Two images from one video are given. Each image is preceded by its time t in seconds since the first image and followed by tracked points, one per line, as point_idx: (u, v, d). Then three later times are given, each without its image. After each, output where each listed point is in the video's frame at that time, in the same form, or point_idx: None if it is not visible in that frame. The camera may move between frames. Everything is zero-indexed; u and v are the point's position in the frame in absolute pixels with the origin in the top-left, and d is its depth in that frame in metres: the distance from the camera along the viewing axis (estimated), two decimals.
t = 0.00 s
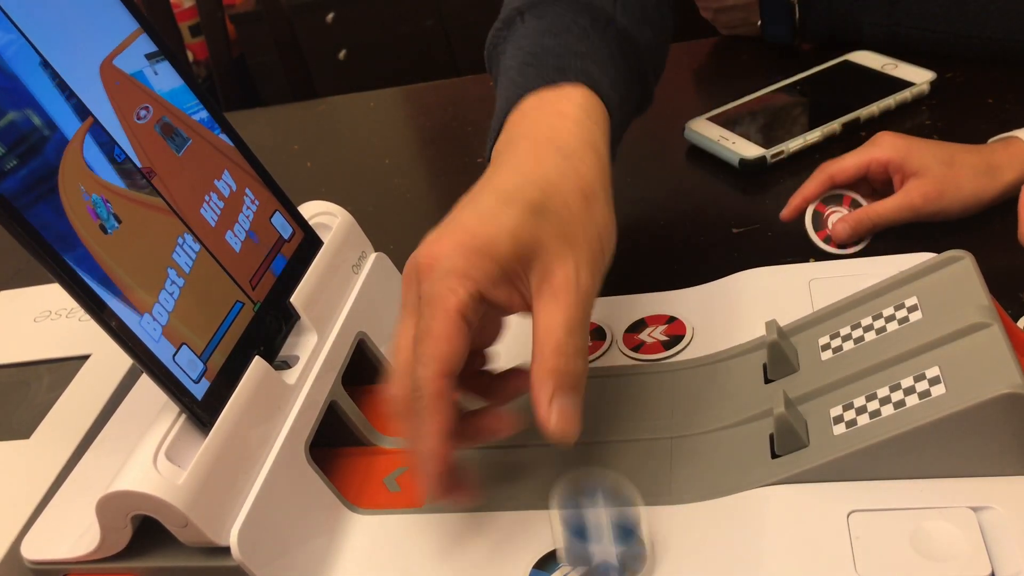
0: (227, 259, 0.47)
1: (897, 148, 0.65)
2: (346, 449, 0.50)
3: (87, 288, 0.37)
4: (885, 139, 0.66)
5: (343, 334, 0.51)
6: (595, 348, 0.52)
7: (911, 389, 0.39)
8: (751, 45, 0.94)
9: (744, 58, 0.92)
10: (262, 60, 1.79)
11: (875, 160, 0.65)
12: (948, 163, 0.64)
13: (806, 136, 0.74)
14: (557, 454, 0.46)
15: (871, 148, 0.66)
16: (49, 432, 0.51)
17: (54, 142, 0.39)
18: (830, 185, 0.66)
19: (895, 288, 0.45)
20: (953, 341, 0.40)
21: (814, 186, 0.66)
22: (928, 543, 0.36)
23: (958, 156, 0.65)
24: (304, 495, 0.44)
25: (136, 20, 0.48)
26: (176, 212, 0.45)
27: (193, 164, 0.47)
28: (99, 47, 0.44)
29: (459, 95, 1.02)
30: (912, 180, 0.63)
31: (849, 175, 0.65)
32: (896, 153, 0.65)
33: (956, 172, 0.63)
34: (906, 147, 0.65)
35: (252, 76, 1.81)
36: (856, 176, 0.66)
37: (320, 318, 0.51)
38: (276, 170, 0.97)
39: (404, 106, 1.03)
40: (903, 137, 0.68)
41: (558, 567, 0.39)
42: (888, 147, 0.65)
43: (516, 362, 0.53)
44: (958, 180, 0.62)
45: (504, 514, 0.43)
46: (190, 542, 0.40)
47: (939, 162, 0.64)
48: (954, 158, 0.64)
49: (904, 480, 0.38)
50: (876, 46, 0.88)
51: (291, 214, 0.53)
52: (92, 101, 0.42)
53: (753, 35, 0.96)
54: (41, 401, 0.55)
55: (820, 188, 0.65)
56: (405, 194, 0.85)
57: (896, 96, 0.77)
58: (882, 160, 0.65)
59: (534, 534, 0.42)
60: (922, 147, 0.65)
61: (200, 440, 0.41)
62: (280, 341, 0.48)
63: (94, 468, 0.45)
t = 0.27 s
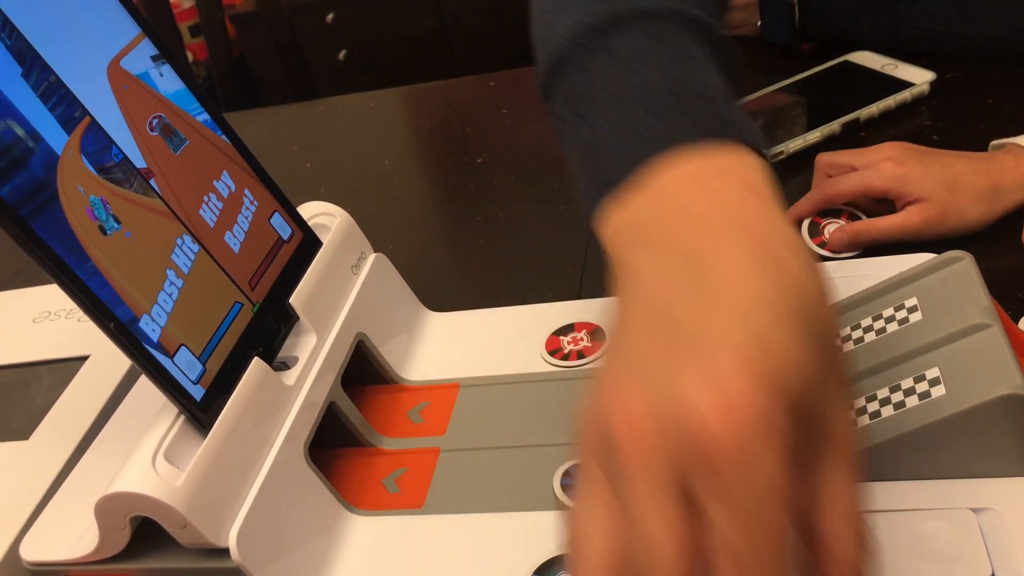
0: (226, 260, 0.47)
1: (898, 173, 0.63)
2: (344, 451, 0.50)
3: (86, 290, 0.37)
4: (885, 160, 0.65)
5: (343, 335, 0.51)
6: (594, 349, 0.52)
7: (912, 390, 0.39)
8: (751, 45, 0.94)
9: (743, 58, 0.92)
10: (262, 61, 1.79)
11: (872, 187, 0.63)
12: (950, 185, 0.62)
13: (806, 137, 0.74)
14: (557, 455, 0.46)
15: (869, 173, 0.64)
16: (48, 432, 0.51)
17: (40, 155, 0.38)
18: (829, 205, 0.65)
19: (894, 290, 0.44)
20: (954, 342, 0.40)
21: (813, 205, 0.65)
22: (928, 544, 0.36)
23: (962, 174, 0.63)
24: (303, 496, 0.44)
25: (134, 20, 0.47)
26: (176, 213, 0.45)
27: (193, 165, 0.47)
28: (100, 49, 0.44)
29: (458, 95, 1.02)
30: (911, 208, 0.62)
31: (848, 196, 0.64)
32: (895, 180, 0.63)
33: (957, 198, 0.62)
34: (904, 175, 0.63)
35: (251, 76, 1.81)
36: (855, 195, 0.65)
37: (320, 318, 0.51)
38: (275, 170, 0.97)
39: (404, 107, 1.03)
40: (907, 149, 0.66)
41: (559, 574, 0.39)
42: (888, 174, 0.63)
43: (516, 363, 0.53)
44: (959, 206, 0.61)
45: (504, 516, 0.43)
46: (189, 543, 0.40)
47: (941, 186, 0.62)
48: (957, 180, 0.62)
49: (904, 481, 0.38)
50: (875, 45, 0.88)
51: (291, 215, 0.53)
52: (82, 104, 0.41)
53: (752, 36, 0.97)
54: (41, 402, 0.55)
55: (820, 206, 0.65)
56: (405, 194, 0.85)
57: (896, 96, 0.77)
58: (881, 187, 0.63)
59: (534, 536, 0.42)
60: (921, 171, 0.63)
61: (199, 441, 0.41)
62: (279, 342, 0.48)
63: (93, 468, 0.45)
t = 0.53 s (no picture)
0: (228, 258, 0.47)
1: (898, 171, 0.64)
2: (347, 449, 0.50)
3: (89, 288, 0.37)
4: (887, 159, 0.66)
5: (344, 334, 0.51)
6: (596, 347, 0.52)
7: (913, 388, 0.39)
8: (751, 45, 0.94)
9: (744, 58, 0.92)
10: (263, 61, 1.79)
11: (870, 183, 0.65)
12: (951, 184, 0.63)
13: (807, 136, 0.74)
14: (558, 452, 0.46)
15: (869, 169, 0.66)
16: (50, 431, 0.51)
17: (25, 167, 0.37)
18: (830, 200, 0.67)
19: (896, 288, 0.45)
20: (955, 339, 0.40)
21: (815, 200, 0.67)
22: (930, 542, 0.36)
23: (963, 174, 0.64)
24: (305, 494, 0.44)
25: (135, 20, 0.47)
26: (178, 211, 0.45)
27: (194, 164, 0.47)
28: (101, 49, 0.44)
29: (458, 95, 1.02)
30: (911, 205, 0.63)
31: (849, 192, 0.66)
32: (895, 178, 0.64)
33: (956, 197, 0.62)
34: (905, 173, 0.64)
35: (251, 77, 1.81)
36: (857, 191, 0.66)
37: (321, 317, 0.50)
38: (276, 170, 0.97)
39: (405, 106, 1.03)
40: (910, 149, 0.67)
41: (561, 572, 0.39)
42: (887, 172, 0.65)
43: (517, 361, 0.53)
44: (959, 204, 0.62)
45: (505, 513, 0.43)
46: (191, 541, 0.39)
47: (942, 184, 0.63)
48: (958, 180, 0.63)
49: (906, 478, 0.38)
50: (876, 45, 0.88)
51: (292, 214, 0.53)
52: (70, 112, 0.40)
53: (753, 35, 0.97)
54: (43, 401, 0.55)
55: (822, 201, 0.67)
56: (406, 194, 0.85)
57: (896, 95, 0.77)
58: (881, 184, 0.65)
59: (535, 534, 0.42)
60: (923, 169, 0.64)
61: (201, 439, 0.41)
62: (280, 341, 0.48)
63: (95, 467, 0.45)
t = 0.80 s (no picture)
0: (229, 258, 0.47)
1: (896, 169, 0.64)
2: (347, 449, 0.50)
3: (90, 287, 0.37)
4: (887, 154, 0.65)
5: (345, 334, 0.51)
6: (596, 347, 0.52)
7: (912, 388, 0.39)
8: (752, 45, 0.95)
9: (745, 58, 0.92)
10: (263, 61, 1.79)
11: (872, 180, 0.64)
12: (951, 182, 0.62)
13: (808, 135, 0.74)
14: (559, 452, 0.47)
15: (869, 165, 0.65)
16: (50, 431, 0.51)
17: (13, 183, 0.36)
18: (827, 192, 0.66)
19: (896, 288, 0.45)
20: (954, 339, 0.40)
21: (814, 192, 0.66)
22: (929, 542, 0.36)
23: (965, 172, 0.63)
24: (305, 493, 0.44)
25: (137, 22, 0.48)
26: (179, 211, 0.45)
27: (195, 164, 0.48)
28: (102, 50, 0.44)
29: (459, 95, 1.02)
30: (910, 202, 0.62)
31: (847, 185, 0.65)
32: (894, 176, 0.63)
33: (955, 196, 0.61)
34: (906, 170, 0.63)
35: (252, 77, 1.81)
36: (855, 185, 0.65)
37: (322, 317, 0.51)
38: (276, 170, 0.97)
39: (405, 106, 1.03)
40: (912, 146, 0.66)
41: (561, 571, 0.39)
42: (886, 169, 0.64)
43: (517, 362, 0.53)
44: (957, 203, 0.61)
45: (506, 513, 0.43)
46: (192, 541, 0.40)
47: (941, 181, 0.62)
48: (959, 178, 0.62)
49: (906, 478, 0.38)
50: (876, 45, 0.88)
51: (292, 214, 0.53)
52: (58, 123, 0.40)
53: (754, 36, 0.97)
54: (44, 401, 0.55)
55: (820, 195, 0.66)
56: (406, 194, 0.85)
57: (897, 95, 0.77)
58: (879, 180, 0.64)
59: (536, 534, 0.42)
60: (925, 168, 0.63)
61: (202, 439, 0.41)
62: (281, 340, 0.49)
63: (97, 467, 0.45)
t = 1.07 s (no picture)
0: (229, 258, 0.47)
1: (914, 153, 0.64)
2: (347, 449, 0.50)
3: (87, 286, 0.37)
4: (905, 140, 0.65)
5: (344, 334, 0.52)
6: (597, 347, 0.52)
7: (912, 388, 0.39)
8: (752, 45, 0.95)
9: (744, 58, 0.92)
10: (263, 61, 1.79)
11: (889, 162, 0.65)
12: (966, 173, 0.62)
13: (806, 135, 0.74)
14: (559, 453, 0.46)
15: (887, 147, 0.65)
16: (51, 431, 0.51)
17: None
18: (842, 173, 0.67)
19: (896, 287, 0.45)
20: (955, 339, 0.40)
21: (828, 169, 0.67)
22: (929, 542, 0.36)
23: (980, 164, 0.63)
24: (305, 494, 0.44)
25: (138, 24, 0.48)
26: (178, 210, 0.45)
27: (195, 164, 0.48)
28: (102, 50, 0.45)
29: (458, 94, 1.03)
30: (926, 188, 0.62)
31: (864, 167, 0.66)
32: (913, 159, 0.64)
33: (970, 185, 0.61)
34: (924, 156, 0.64)
35: (252, 76, 1.81)
36: (873, 168, 0.66)
37: (322, 317, 0.51)
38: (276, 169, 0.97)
39: (405, 106, 1.03)
40: (930, 133, 0.66)
41: (560, 571, 0.39)
42: (905, 151, 0.64)
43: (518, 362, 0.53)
44: (970, 193, 0.61)
45: (506, 513, 0.43)
46: (192, 541, 0.40)
47: (957, 170, 0.62)
48: (973, 168, 0.62)
49: (904, 478, 0.39)
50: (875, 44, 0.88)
51: (292, 214, 0.54)
52: (47, 133, 0.39)
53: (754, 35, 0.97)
54: (43, 401, 0.55)
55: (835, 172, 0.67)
56: (406, 193, 0.85)
57: (897, 94, 0.77)
58: (897, 162, 0.64)
59: (536, 534, 0.42)
60: (941, 154, 0.64)
61: (202, 439, 0.41)
62: (281, 341, 0.49)
63: (97, 467, 0.45)
